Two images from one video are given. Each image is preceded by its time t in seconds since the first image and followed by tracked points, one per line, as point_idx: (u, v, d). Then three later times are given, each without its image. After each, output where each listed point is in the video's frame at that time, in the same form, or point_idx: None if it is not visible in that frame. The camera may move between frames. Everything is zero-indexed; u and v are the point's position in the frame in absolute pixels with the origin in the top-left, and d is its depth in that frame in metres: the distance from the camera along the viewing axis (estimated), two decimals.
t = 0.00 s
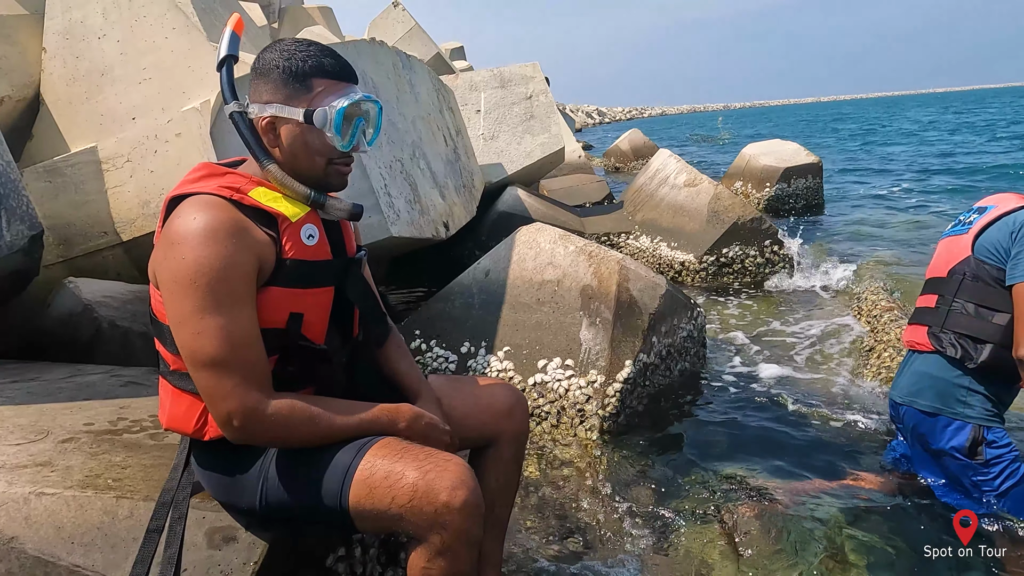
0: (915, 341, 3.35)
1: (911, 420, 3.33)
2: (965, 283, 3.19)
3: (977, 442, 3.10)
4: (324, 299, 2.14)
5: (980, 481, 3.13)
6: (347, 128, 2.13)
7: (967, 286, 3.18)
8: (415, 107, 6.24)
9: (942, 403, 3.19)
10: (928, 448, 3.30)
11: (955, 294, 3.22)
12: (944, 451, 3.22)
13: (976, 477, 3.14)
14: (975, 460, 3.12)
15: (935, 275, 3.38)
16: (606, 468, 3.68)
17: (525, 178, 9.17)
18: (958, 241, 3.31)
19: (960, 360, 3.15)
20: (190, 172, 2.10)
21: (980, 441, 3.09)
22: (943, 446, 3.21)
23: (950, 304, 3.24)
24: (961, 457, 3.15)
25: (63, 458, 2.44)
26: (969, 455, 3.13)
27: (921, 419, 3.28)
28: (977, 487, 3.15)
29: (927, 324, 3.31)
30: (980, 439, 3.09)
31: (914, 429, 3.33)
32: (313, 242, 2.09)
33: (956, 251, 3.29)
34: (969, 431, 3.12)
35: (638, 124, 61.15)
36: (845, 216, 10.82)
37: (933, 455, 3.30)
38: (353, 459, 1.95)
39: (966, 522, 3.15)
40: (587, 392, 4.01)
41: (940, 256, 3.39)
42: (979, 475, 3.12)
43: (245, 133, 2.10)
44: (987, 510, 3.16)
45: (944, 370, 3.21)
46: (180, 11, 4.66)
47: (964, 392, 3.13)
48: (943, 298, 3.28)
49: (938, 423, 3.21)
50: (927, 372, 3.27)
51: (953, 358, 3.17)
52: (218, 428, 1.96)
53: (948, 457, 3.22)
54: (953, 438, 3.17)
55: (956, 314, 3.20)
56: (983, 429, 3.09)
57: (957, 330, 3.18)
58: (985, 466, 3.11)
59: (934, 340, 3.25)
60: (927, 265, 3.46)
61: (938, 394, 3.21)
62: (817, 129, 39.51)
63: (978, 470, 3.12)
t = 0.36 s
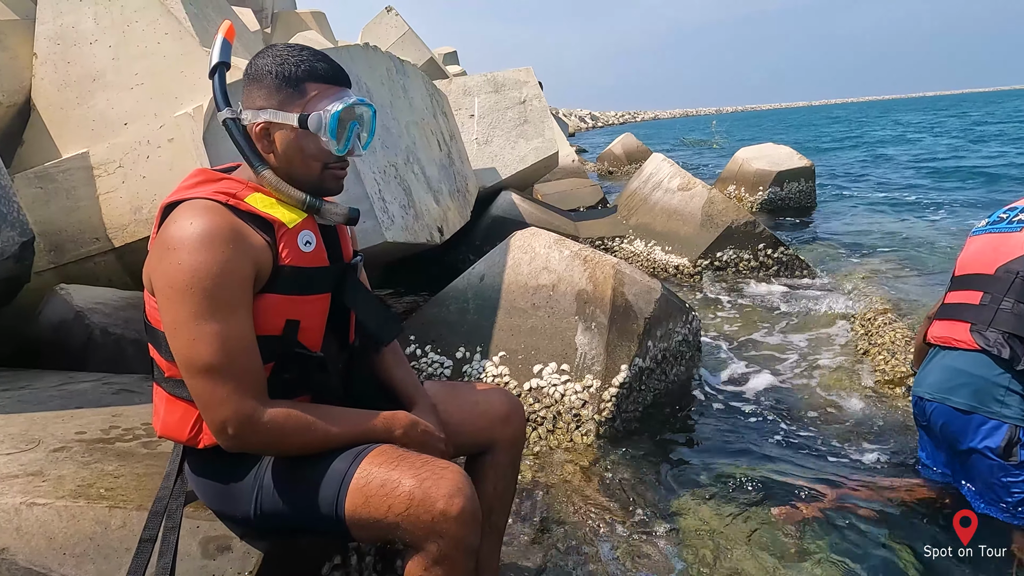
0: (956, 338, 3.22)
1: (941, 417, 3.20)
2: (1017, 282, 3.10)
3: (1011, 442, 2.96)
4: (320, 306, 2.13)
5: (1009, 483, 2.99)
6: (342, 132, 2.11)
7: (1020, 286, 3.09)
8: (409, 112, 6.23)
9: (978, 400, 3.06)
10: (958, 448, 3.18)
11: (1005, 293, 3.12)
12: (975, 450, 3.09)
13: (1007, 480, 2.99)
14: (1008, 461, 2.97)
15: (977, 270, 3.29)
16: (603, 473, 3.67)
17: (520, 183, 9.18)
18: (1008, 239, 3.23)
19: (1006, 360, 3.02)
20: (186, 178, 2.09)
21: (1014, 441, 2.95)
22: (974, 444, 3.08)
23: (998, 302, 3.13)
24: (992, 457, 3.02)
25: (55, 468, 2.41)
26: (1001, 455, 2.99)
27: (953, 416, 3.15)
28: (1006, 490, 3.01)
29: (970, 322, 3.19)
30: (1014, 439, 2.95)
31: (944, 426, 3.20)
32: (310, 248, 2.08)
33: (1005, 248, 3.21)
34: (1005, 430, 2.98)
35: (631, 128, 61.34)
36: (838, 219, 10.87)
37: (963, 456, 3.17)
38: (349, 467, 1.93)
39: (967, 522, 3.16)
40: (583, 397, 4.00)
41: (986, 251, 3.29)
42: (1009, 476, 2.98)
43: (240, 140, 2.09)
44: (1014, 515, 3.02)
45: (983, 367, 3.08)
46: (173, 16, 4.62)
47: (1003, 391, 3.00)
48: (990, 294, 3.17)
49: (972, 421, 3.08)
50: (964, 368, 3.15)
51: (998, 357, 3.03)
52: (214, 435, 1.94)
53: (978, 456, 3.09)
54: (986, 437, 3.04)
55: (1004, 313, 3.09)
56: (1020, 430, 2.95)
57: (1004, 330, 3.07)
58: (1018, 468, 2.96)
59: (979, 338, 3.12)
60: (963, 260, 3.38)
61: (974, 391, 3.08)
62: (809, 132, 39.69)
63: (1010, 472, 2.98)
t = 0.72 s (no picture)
0: (973, 334, 3.16)
1: (926, 412, 3.18)
2: None
3: (1001, 438, 3.02)
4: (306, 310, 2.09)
5: (996, 478, 3.05)
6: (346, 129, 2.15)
7: None
8: (392, 114, 6.20)
9: (971, 396, 3.08)
10: (939, 443, 3.19)
11: None
12: (961, 445, 3.10)
13: (992, 475, 3.05)
14: (998, 457, 3.02)
15: (999, 271, 3.26)
16: (591, 475, 3.66)
17: (504, 185, 9.16)
18: None
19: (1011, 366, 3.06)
20: (169, 180, 2.04)
21: (1003, 437, 3.02)
22: (962, 440, 3.09)
23: None
24: (980, 452, 3.04)
25: (33, 477, 2.36)
26: (992, 452, 3.03)
27: (941, 411, 3.14)
28: (992, 485, 3.06)
29: (991, 322, 3.15)
30: (1004, 435, 3.02)
31: (928, 420, 3.19)
32: (296, 251, 2.04)
33: None
34: (995, 427, 3.03)
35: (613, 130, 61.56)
36: (820, 219, 10.95)
37: (943, 450, 3.18)
38: (336, 472, 1.90)
39: (966, 522, 3.17)
40: (570, 398, 3.98)
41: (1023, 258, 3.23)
42: (996, 471, 3.04)
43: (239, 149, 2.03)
44: (997, 509, 3.08)
45: (979, 364, 3.11)
46: (151, 18, 4.60)
47: (994, 389, 3.07)
48: (1015, 300, 3.15)
49: (964, 416, 3.08)
50: (960, 363, 3.15)
51: (1005, 361, 3.07)
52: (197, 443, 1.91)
53: (964, 451, 3.10)
54: (974, 433, 3.06)
55: None
56: (1007, 427, 3.04)
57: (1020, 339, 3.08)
58: (1005, 463, 3.03)
59: (993, 339, 3.11)
60: (992, 257, 3.32)
61: (966, 387, 3.10)
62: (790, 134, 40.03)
63: (997, 466, 3.03)
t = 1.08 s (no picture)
0: (937, 332, 3.22)
1: (889, 407, 3.26)
2: (1007, 302, 3.17)
3: (960, 432, 3.09)
4: (269, 312, 2.11)
5: (954, 470, 3.13)
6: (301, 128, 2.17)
7: (1009, 306, 3.17)
8: (369, 118, 6.20)
9: (930, 392, 3.14)
10: (902, 436, 3.26)
11: (993, 307, 3.18)
12: (921, 439, 3.17)
13: (949, 467, 3.14)
14: (955, 450, 3.10)
15: (963, 272, 3.32)
16: (568, 475, 3.68)
17: (483, 188, 9.18)
18: (1005, 258, 3.27)
19: (970, 366, 3.15)
20: (122, 189, 2.03)
21: (961, 432, 3.08)
22: (922, 434, 3.17)
23: (983, 313, 3.18)
24: (938, 446, 3.12)
25: (2, 485, 2.34)
26: (950, 446, 3.10)
27: (900, 407, 3.22)
28: (950, 476, 3.15)
29: (952, 320, 3.21)
30: (961, 430, 3.09)
31: (889, 415, 3.28)
32: (255, 254, 2.06)
33: (1000, 267, 3.25)
34: (953, 421, 3.09)
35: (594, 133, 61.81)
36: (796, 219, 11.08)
37: (905, 444, 3.26)
38: (304, 474, 1.90)
39: (967, 522, 3.16)
40: (547, 398, 4.01)
41: (982, 261, 3.31)
42: (954, 464, 3.13)
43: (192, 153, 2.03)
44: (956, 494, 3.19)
45: (939, 361, 3.16)
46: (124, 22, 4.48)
47: (953, 384, 3.12)
48: (976, 301, 3.21)
49: (924, 412, 3.14)
50: (920, 359, 3.20)
51: (964, 361, 3.14)
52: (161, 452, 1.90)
53: (923, 445, 3.18)
54: (934, 428, 3.13)
55: (983, 324, 3.17)
56: (965, 421, 3.10)
57: (977, 339, 3.16)
58: (962, 456, 3.11)
59: (953, 338, 3.17)
60: (953, 259, 3.40)
61: (926, 383, 3.16)
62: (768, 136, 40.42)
63: (955, 459, 3.12)
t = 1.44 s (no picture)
0: (901, 328, 3.32)
1: (858, 402, 3.34)
2: (960, 287, 3.27)
3: (927, 426, 3.18)
4: (234, 314, 2.17)
5: (920, 463, 3.21)
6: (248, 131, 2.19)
7: (962, 291, 3.27)
8: (350, 124, 6.26)
9: (899, 387, 3.23)
10: (871, 431, 3.34)
11: (949, 294, 3.27)
12: (889, 434, 3.26)
13: (916, 460, 3.22)
14: (922, 443, 3.18)
15: (914, 265, 3.44)
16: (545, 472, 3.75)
17: (467, 192, 9.25)
18: (954, 246, 3.36)
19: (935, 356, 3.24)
20: (80, 200, 2.08)
21: (928, 426, 3.18)
22: (891, 428, 3.25)
23: (942, 302, 3.28)
24: (906, 439, 3.20)
25: None
26: (917, 439, 3.19)
27: (871, 402, 3.30)
28: (917, 470, 3.23)
29: (913, 314, 3.32)
30: (928, 423, 3.18)
31: (859, 410, 3.35)
32: (214, 258, 2.12)
33: (949, 256, 3.34)
34: (920, 416, 3.19)
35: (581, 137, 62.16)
36: (778, 221, 11.22)
37: (873, 439, 3.34)
38: (272, 472, 1.96)
39: (967, 522, 3.17)
40: (524, 398, 4.10)
41: (929, 252, 3.42)
42: (921, 457, 3.20)
43: (138, 157, 2.06)
44: (922, 492, 3.25)
45: (907, 356, 3.25)
46: (104, 28, 4.47)
47: (920, 379, 3.22)
48: (933, 291, 3.31)
49: (892, 406, 3.23)
50: (886, 356, 3.30)
51: (930, 351, 3.24)
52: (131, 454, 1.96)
53: (891, 439, 3.26)
54: (902, 422, 3.22)
55: (943, 313, 3.27)
56: (931, 415, 3.20)
57: (939, 327, 3.26)
58: (928, 450, 3.19)
59: (918, 331, 3.27)
60: (904, 254, 3.51)
61: (896, 378, 3.25)
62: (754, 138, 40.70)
63: (922, 452, 3.20)
